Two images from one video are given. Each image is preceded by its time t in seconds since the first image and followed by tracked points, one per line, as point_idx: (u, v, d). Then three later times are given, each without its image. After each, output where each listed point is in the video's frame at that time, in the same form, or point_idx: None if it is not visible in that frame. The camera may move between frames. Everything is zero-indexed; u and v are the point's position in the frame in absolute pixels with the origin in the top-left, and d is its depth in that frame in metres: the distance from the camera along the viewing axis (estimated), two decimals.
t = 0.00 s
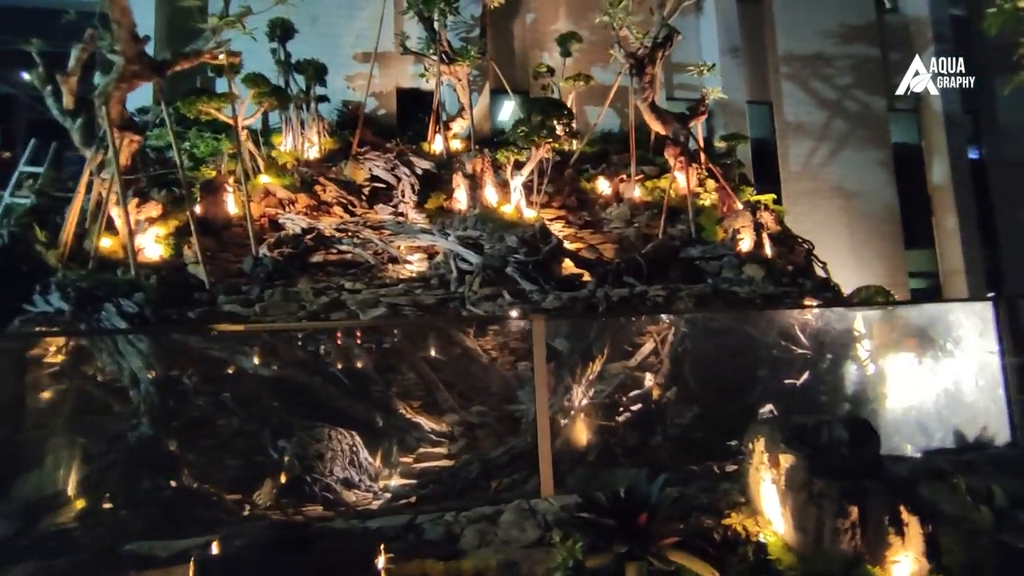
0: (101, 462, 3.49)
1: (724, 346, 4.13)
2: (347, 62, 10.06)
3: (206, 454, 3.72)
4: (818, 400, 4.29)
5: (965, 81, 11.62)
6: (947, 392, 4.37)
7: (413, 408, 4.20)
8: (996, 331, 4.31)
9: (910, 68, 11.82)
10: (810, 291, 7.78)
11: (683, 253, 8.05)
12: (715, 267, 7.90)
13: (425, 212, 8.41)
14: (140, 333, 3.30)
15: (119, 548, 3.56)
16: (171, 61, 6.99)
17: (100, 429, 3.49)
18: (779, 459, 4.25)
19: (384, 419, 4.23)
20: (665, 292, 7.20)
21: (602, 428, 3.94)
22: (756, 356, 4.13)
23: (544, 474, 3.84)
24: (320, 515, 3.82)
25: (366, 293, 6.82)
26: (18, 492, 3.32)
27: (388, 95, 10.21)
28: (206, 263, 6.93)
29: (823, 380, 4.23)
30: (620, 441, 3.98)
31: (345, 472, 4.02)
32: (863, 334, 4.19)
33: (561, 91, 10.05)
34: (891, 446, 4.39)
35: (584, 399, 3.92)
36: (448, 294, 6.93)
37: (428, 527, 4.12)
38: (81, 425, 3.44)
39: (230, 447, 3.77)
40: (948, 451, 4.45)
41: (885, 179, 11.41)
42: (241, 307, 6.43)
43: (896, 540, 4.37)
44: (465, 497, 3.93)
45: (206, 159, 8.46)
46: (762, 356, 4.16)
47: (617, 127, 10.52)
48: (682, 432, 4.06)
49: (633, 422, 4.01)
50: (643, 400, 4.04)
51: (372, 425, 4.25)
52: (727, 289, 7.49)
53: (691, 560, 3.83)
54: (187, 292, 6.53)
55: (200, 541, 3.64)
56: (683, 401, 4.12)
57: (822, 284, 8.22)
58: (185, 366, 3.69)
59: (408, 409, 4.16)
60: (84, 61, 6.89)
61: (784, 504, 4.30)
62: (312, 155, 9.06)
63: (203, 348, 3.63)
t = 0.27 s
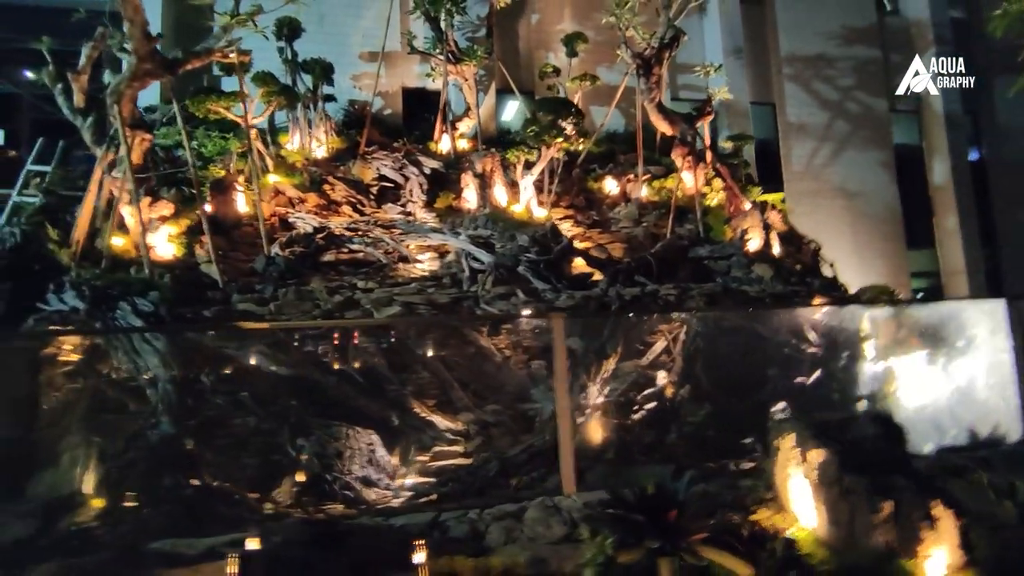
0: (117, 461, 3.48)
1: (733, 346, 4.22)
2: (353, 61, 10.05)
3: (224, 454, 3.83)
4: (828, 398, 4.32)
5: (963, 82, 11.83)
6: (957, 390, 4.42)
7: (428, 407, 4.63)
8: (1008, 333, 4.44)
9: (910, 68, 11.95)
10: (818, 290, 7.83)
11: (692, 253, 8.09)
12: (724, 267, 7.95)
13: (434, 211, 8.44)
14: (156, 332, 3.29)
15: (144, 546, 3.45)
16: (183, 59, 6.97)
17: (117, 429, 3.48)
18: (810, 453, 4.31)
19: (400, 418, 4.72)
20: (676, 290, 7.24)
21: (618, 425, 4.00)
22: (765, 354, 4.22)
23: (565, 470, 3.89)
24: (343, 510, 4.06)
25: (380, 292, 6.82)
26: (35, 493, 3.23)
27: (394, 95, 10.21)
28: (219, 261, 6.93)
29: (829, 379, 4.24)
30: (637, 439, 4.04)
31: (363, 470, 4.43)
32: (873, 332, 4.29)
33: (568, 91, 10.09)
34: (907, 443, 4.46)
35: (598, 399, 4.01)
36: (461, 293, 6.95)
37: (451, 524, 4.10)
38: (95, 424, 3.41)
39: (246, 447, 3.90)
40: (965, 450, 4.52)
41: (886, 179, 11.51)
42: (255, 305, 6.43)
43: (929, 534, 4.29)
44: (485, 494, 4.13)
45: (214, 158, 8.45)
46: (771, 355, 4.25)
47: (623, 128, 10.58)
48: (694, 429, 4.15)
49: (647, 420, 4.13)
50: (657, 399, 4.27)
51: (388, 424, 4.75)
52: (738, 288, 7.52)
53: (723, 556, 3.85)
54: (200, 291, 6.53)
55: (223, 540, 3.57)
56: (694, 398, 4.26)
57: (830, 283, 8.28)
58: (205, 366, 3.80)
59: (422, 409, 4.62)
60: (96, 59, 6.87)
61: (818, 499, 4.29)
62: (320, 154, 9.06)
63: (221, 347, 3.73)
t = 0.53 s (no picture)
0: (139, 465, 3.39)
1: (744, 348, 4.47)
2: (359, 61, 10.02)
3: (239, 454, 3.74)
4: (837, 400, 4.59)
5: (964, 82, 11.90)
6: (971, 392, 4.77)
7: (445, 407, 4.25)
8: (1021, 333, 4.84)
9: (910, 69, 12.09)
10: (829, 291, 7.86)
11: (702, 254, 8.11)
12: (734, 267, 7.96)
13: (444, 212, 8.43)
14: (172, 332, 3.39)
15: (173, 550, 3.43)
16: (194, 58, 6.92)
17: (134, 431, 3.41)
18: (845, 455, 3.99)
19: (416, 419, 4.24)
20: (690, 292, 7.23)
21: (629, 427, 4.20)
22: (780, 355, 4.42)
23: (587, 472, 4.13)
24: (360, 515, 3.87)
25: (394, 293, 6.78)
26: (50, 496, 3.22)
27: (399, 95, 10.19)
28: (231, 262, 6.88)
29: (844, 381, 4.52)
30: (653, 440, 4.24)
31: (383, 472, 4.03)
32: (892, 332, 4.60)
33: (574, 92, 10.09)
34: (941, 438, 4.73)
35: (615, 399, 4.20)
36: (475, 294, 6.91)
37: (479, 524, 3.96)
38: (111, 426, 3.36)
39: (259, 449, 3.80)
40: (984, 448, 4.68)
41: (888, 181, 11.59)
42: (270, 306, 6.38)
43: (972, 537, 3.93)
44: (507, 496, 4.12)
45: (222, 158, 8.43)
46: (789, 357, 4.47)
47: (626, 129, 10.63)
48: (709, 430, 4.33)
49: (665, 421, 4.26)
50: (672, 399, 4.31)
51: (405, 425, 4.24)
52: (750, 289, 7.54)
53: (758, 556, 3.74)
54: (214, 292, 6.50)
55: (248, 544, 3.55)
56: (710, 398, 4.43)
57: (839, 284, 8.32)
58: (219, 366, 3.68)
59: (438, 410, 4.20)
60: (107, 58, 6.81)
61: (851, 500, 4.01)
62: (326, 154, 9.03)
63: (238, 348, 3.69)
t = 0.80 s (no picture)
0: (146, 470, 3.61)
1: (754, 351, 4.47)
2: (360, 62, 9.97)
3: (248, 457, 4.00)
4: (847, 403, 4.37)
5: (964, 81, 11.95)
6: (977, 393, 4.38)
7: (452, 411, 4.77)
8: None
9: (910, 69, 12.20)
10: (832, 294, 7.89)
11: (706, 256, 8.13)
12: (738, 270, 7.98)
13: (448, 213, 8.40)
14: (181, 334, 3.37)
15: (189, 556, 3.50)
16: (198, 58, 6.84)
17: (140, 434, 3.68)
18: (873, 456, 4.21)
19: (424, 422, 4.75)
20: (696, 294, 7.25)
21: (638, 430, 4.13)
22: (783, 358, 4.47)
23: (602, 473, 4.03)
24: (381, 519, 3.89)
25: (402, 295, 6.74)
26: (55, 500, 3.33)
27: (400, 96, 10.16)
28: (238, 264, 6.83)
29: (850, 383, 4.36)
30: (664, 442, 4.21)
31: (395, 475, 4.30)
32: (888, 334, 4.24)
33: (575, 94, 10.09)
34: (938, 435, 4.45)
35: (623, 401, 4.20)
36: (483, 296, 6.88)
37: (498, 527, 4.00)
38: (116, 430, 3.55)
39: (265, 452, 4.08)
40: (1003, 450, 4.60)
41: (884, 184, 11.69)
42: (278, 308, 6.31)
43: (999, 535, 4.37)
44: (521, 499, 4.25)
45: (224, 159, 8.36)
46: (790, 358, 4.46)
47: (627, 131, 10.65)
48: (715, 432, 4.39)
49: (673, 423, 4.33)
50: (682, 402, 4.49)
51: (413, 427, 4.76)
52: (755, 292, 7.56)
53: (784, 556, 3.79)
54: (220, 293, 6.42)
55: (267, 548, 3.58)
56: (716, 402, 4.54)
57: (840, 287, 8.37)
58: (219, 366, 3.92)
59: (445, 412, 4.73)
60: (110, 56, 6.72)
61: (878, 501, 4.19)
62: (327, 154, 8.97)
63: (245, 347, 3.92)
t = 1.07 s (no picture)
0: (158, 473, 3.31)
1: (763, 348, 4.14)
2: (358, 63, 9.94)
3: (253, 460, 3.50)
4: (846, 402, 4.24)
5: (963, 82, 11.99)
6: (976, 391, 4.31)
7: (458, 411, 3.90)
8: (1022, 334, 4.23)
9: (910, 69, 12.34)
10: (830, 295, 7.99)
11: (706, 258, 8.20)
12: (737, 271, 8.07)
13: (449, 215, 8.41)
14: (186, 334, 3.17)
15: (206, 558, 3.36)
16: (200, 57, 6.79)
17: (143, 437, 3.30)
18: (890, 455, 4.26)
19: (433, 422, 3.87)
20: (698, 295, 7.31)
21: (644, 429, 3.98)
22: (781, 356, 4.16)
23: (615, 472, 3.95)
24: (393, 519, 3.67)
25: (407, 296, 6.73)
26: (59, 504, 3.13)
27: (398, 97, 10.15)
28: (241, 264, 6.77)
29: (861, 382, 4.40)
30: (668, 443, 4.00)
31: (404, 476, 3.73)
32: (883, 332, 4.18)
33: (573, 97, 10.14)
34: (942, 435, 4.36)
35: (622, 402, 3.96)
36: (488, 298, 6.89)
37: (514, 528, 3.85)
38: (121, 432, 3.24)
39: (274, 454, 3.53)
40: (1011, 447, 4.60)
41: (875, 188, 11.86)
42: (283, 310, 6.27)
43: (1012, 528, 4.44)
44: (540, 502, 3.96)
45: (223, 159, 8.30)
46: (791, 357, 4.16)
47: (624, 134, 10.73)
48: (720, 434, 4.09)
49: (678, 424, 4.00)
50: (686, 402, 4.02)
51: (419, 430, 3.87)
52: (755, 293, 7.64)
53: (803, 553, 3.89)
54: (223, 294, 6.38)
55: (286, 549, 3.49)
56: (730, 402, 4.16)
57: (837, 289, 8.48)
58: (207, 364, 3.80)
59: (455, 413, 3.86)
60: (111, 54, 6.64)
61: (895, 498, 4.28)
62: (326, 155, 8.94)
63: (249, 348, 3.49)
